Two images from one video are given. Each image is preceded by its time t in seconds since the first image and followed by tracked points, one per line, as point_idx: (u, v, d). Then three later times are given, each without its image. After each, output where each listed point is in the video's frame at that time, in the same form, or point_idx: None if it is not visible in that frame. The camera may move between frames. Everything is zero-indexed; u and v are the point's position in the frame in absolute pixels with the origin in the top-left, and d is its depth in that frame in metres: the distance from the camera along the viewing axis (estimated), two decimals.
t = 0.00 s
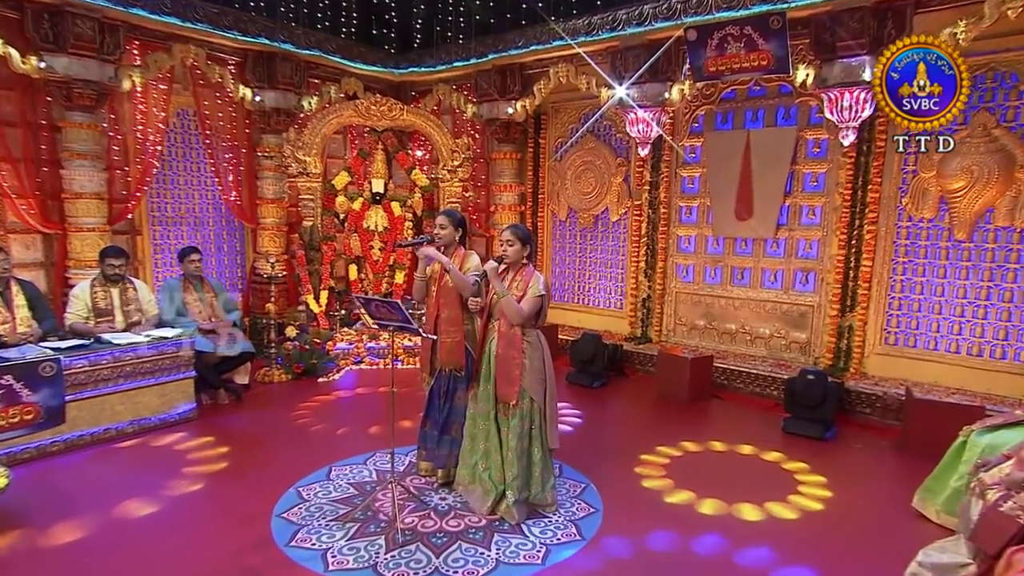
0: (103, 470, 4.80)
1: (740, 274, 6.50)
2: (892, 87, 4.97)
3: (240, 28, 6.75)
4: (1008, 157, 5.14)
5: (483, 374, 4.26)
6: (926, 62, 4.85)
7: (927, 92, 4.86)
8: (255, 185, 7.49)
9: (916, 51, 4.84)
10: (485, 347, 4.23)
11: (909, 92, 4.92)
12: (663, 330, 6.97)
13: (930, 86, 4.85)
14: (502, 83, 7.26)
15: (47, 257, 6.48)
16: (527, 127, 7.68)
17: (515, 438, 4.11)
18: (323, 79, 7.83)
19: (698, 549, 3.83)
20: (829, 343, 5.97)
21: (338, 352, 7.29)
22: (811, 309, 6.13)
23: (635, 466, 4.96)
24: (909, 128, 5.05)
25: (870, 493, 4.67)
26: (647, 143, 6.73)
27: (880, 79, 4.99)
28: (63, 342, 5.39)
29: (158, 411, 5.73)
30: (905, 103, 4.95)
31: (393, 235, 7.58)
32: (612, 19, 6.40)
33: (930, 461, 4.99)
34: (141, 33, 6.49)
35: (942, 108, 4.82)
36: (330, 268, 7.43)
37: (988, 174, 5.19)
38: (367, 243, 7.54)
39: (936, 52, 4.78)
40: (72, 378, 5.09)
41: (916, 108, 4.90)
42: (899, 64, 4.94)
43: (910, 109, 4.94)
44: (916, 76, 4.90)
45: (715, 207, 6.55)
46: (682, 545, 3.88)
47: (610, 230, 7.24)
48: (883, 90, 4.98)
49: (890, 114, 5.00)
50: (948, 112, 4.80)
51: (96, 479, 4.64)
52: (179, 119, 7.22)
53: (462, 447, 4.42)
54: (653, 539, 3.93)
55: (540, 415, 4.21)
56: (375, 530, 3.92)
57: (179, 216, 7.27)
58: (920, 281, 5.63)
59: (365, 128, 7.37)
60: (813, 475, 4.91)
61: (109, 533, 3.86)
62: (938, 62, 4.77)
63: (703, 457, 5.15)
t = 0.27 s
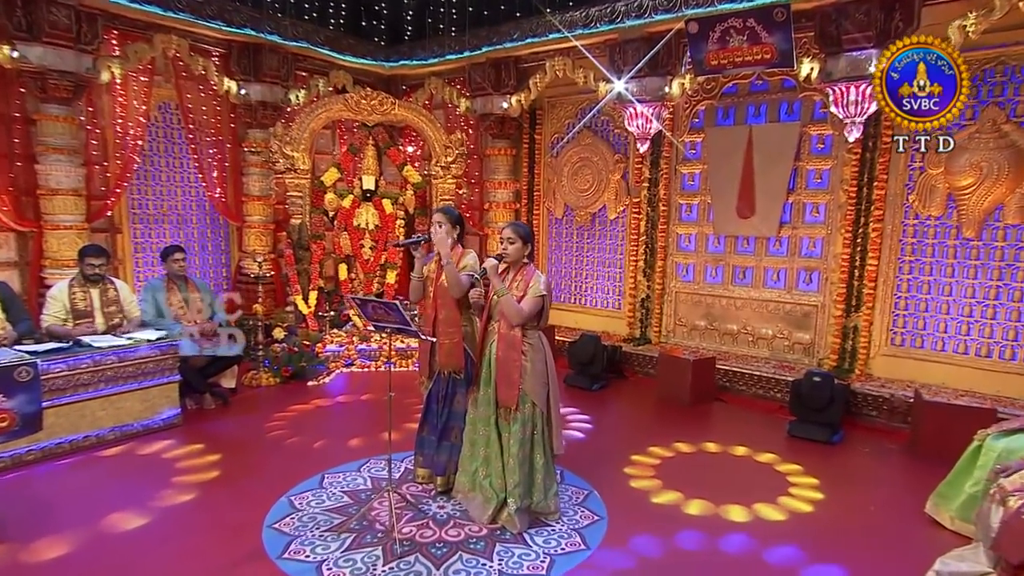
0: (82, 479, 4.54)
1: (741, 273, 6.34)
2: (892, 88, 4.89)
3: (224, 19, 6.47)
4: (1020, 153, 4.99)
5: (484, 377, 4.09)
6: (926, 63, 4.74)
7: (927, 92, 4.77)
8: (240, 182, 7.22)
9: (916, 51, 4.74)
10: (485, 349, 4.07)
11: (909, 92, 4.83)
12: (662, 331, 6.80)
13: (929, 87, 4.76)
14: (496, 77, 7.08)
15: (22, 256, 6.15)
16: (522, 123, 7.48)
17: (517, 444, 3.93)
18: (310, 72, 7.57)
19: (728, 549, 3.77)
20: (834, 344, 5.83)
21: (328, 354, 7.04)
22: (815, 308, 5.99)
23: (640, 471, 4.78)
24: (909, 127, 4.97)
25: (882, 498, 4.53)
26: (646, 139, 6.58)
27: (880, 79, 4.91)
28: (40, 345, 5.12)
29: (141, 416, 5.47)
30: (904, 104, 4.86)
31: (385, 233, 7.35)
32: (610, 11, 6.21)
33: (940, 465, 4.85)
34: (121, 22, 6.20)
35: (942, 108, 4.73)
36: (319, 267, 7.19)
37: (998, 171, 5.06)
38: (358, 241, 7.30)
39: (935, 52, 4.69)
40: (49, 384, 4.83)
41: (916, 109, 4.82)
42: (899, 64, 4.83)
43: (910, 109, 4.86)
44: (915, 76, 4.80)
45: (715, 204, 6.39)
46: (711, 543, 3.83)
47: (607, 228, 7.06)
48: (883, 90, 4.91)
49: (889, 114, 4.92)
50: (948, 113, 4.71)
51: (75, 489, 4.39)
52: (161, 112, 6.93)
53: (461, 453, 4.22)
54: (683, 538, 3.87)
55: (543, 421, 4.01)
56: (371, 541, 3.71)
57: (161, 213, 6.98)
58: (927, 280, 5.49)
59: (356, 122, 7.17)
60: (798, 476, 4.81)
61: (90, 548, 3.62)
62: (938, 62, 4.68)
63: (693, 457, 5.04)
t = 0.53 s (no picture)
0: (65, 488, 4.34)
1: (744, 272, 6.20)
2: (892, 88, 4.78)
3: (211, 10, 6.26)
4: None
5: (486, 381, 3.92)
6: (926, 62, 4.64)
7: (927, 92, 4.67)
8: (229, 179, 7.00)
9: (916, 51, 4.64)
10: (486, 351, 3.92)
11: (909, 92, 4.73)
12: (663, 332, 6.65)
13: (929, 87, 4.66)
14: (492, 72, 6.90)
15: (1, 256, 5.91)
16: (519, 119, 7.31)
17: (518, 450, 3.76)
18: (300, 67, 7.36)
19: (755, 546, 3.74)
20: (839, 345, 5.70)
21: (320, 357, 6.84)
22: (820, 309, 5.86)
23: (646, 476, 4.63)
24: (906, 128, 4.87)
25: (894, 502, 4.40)
26: (646, 135, 6.40)
27: (880, 78, 4.81)
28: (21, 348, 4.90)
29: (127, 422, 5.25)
30: (904, 103, 4.75)
31: (378, 232, 7.15)
32: (610, 4, 6.04)
33: (951, 469, 4.73)
34: (103, 13, 5.95)
35: (941, 107, 4.63)
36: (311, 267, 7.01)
37: (1008, 168, 4.94)
38: (350, 240, 7.10)
39: (935, 52, 4.59)
40: (32, 388, 4.61)
41: (915, 110, 4.71)
42: (899, 64, 4.74)
43: (909, 109, 4.75)
44: (915, 76, 4.70)
45: (717, 202, 6.25)
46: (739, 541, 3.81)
47: (606, 226, 6.91)
48: (883, 90, 4.79)
49: (889, 114, 4.81)
50: (947, 113, 4.60)
51: (57, 498, 4.18)
52: (146, 107, 6.70)
53: (461, 458, 4.06)
54: (709, 536, 3.84)
55: (545, 425, 3.83)
56: (370, 551, 3.54)
57: (147, 212, 6.75)
58: (935, 280, 5.37)
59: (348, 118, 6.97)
60: (797, 477, 4.72)
61: (73, 562, 3.42)
62: (938, 63, 4.59)
63: (689, 458, 4.94)
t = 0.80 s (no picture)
0: (44, 498, 4.10)
1: (748, 271, 6.04)
2: (892, 88, 4.70)
3: None
4: None
5: (488, 384, 3.74)
6: (926, 62, 4.59)
7: (927, 92, 4.60)
8: (216, 175, 6.73)
9: (916, 50, 4.60)
10: (489, 354, 3.74)
11: (909, 92, 4.67)
12: (664, 333, 6.48)
13: (930, 87, 4.61)
14: (488, 65, 6.70)
15: None
16: (515, 114, 7.12)
17: (522, 456, 3.58)
18: (290, 59, 7.11)
19: (787, 545, 3.71)
20: (847, 347, 5.54)
21: (311, 359, 6.61)
22: (827, 309, 5.70)
23: (653, 483, 4.45)
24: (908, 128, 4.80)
25: (910, 508, 4.26)
26: (648, 131, 6.23)
27: (879, 79, 4.73)
28: None
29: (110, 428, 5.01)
30: (904, 103, 4.68)
31: (371, 230, 6.95)
32: None
33: (967, 474, 4.59)
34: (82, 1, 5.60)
35: (942, 107, 4.57)
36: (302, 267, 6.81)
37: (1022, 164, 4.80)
38: (342, 239, 6.88)
39: (936, 52, 4.54)
40: (10, 394, 4.37)
41: (916, 109, 4.64)
42: (899, 64, 4.67)
43: (909, 109, 4.68)
44: (916, 76, 4.64)
45: (720, 199, 6.08)
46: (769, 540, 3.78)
47: (606, 225, 6.73)
48: (883, 90, 4.71)
49: (889, 114, 4.72)
50: (948, 113, 4.54)
51: (36, 509, 3.94)
52: (129, 100, 6.44)
53: (463, 465, 3.86)
54: (741, 534, 3.81)
55: (550, 431, 3.65)
56: (370, 563, 3.35)
57: (130, 209, 6.48)
58: (945, 279, 5.22)
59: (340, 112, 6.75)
60: (791, 480, 4.62)
61: None
62: (939, 62, 4.55)
63: (683, 459, 4.83)
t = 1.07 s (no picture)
0: (25, 510, 3.88)
1: (754, 271, 5.87)
2: (891, 88, 4.65)
3: None
4: None
5: (492, 388, 3.60)
6: (926, 63, 4.54)
7: (927, 92, 4.54)
8: (202, 172, 6.43)
9: (916, 50, 4.54)
10: (494, 356, 3.61)
11: (909, 92, 4.60)
12: (667, 335, 6.31)
13: (930, 87, 4.55)
14: (485, 58, 6.48)
15: None
16: (513, 109, 6.91)
17: (529, 463, 3.43)
18: (279, 51, 6.84)
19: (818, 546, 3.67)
20: (857, 348, 5.38)
21: (303, 363, 6.36)
22: (835, 309, 5.54)
23: (663, 490, 4.29)
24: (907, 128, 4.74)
25: (928, 515, 4.11)
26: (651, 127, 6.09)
27: (879, 80, 4.67)
28: None
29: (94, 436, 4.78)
30: (904, 103, 4.62)
31: (364, 229, 6.74)
32: None
33: (984, 480, 4.45)
34: None
35: (942, 108, 4.52)
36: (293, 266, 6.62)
37: None
38: (335, 237, 6.66)
39: (936, 52, 4.49)
40: None
41: (916, 109, 4.59)
42: (899, 64, 4.61)
43: (909, 109, 4.62)
44: (915, 76, 4.58)
45: (725, 196, 5.92)
46: (800, 540, 3.73)
47: (607, 223, 6.55)
48: (882, 91, 4.66)
49: (889, 114, 4.68)
50: (948, 113, 4.50)
51: (15, 522, 3.72)
52: (111, 93, 6.17)
53: (466, 472, 3.72)
54: (772, 534, 3.77)
55: (558, 437, 3.50)
56: None
57: (113, 206, 6.22)
58: (958, 279, 5.07)
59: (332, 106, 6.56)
60: (788, 483, 4.50)
61: None
62: (939, 62, 4.49)
63: (676, 461, 4.73)
